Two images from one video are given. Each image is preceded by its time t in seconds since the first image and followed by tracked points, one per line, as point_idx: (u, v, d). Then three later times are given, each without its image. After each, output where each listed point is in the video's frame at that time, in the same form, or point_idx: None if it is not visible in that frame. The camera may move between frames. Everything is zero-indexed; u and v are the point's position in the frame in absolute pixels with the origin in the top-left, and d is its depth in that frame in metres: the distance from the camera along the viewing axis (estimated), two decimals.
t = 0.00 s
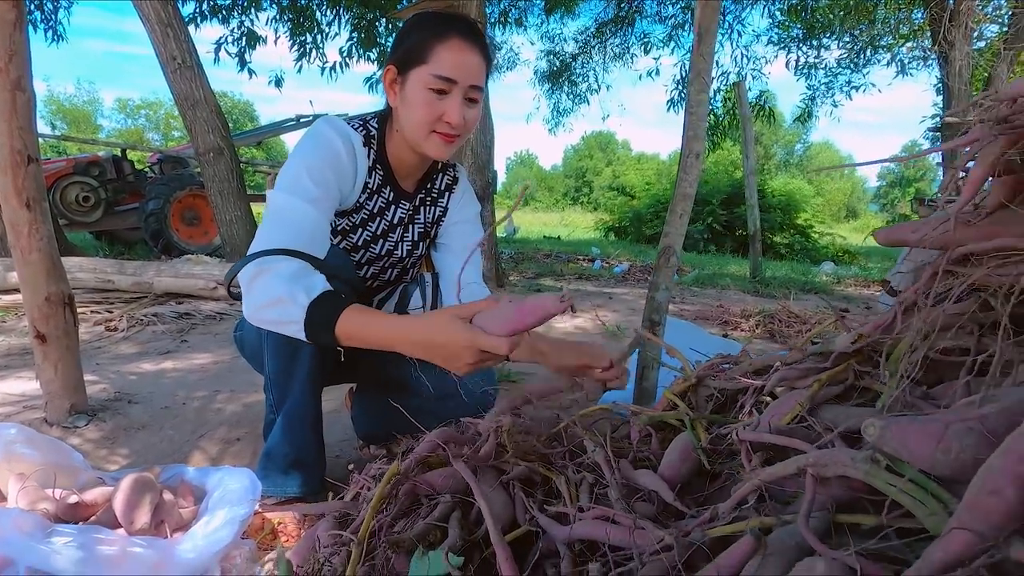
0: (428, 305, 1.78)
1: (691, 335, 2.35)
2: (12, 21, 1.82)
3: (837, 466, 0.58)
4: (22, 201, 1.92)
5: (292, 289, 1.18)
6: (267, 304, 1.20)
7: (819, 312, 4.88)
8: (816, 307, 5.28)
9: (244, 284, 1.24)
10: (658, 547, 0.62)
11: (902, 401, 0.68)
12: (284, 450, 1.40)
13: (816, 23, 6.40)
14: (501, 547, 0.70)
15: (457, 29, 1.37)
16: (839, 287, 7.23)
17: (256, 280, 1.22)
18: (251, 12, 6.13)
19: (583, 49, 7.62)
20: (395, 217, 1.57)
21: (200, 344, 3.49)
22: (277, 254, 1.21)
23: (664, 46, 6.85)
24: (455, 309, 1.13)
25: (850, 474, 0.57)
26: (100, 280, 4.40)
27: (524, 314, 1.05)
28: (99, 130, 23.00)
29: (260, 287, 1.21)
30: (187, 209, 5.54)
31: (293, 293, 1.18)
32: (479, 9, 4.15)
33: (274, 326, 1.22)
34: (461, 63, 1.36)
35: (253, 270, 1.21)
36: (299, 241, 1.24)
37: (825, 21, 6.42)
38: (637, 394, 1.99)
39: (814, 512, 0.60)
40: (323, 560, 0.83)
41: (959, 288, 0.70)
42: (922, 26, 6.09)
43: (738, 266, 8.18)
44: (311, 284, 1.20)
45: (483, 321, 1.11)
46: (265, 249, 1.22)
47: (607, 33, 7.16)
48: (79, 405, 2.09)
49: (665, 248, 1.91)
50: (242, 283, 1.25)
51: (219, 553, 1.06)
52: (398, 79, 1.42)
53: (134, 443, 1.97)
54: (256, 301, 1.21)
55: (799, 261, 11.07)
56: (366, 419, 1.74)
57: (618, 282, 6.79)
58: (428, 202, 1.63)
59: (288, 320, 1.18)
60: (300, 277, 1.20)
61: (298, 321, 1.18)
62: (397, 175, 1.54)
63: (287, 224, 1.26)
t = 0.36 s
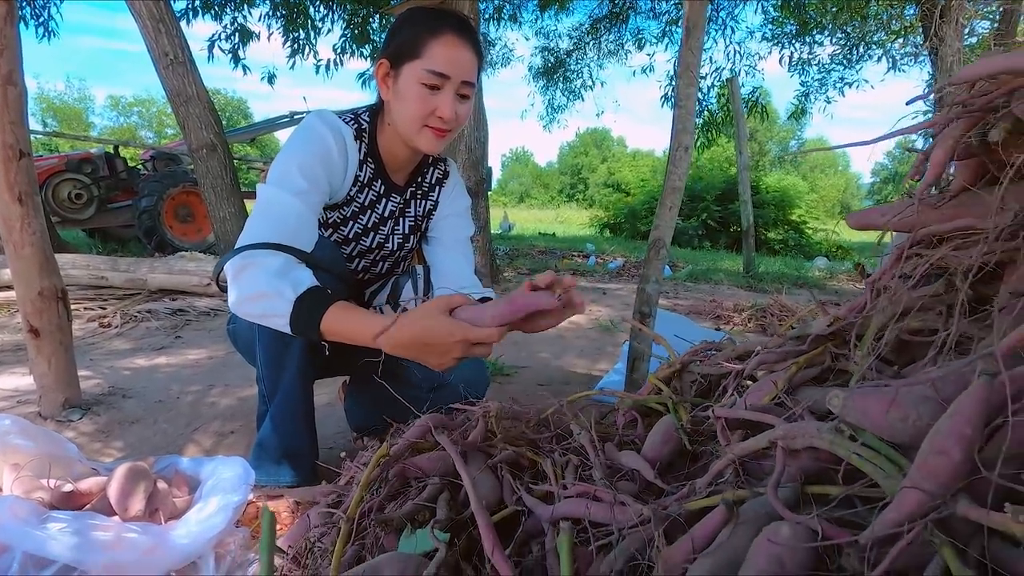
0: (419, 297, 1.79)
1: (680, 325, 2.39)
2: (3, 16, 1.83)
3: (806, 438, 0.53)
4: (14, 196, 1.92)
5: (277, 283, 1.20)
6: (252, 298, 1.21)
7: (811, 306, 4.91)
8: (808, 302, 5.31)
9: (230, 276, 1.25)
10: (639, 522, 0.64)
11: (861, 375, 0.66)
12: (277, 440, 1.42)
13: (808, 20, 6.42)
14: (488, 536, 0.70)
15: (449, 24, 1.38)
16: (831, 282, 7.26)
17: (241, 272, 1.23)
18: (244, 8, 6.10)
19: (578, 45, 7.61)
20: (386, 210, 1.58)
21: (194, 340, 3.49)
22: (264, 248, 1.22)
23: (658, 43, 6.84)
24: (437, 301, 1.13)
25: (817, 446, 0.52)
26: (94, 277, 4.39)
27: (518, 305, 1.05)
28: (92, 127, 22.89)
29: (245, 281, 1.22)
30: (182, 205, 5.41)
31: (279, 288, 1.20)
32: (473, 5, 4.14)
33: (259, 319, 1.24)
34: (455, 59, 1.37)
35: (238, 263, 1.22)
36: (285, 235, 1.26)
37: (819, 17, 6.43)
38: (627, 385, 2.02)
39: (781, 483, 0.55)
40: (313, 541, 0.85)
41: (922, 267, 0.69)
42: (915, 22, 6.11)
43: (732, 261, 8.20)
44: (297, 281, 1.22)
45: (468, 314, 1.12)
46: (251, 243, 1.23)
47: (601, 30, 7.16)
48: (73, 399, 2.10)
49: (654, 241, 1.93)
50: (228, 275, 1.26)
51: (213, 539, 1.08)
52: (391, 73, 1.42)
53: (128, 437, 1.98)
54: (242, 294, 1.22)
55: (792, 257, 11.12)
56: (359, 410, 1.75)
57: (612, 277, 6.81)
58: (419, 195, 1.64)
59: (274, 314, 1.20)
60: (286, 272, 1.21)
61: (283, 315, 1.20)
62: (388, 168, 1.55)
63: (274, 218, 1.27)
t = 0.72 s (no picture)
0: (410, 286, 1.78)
1: (670, 314, 2.40)
2: None
3: (778, 410, 0.54)
4: (3, 188, 1.91)
5: (264, 263, 1.21)
6: (239, 280, 1.22)
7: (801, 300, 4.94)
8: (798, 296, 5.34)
9: (220, 263, 1.26)
10: (618, 496, 0.65)
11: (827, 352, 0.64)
12: (268, 428, 1.43)
13: (801, 15, 6.41)
14: (469, 507, 0.67)
15: (440, 21, 1.36)
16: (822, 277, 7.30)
17: (228, 258, 1.24)
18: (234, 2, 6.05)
19: (571, 41, 7.59)
20: (377, 201, 1.57)
21: (185, 335, 3.48)
22: (250, 233, 1.23)
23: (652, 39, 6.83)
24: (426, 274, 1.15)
25: (788, 417, 0.53)
26: (84, 272, 4.36)
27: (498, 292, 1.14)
28: (82, 122, 22.65)
29: (233, 266, 1.23)
30: (173, 200, 5.37)
31: (265, 265, 1.21)
32: None
33: (247, 302, 1.25)
34: (445, 55, 1.36)
35: (226, 249, 1.23)
36: (273, 224, 1.26)
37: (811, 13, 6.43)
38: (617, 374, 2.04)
39: (754, 454, 0.56)
40: (301, 522, 0.87)
41: (892, 246, 0.69)
42: (906, 19, 6.12)
43: (724, 257, 8.23)
44: (282, 256, 1.23)
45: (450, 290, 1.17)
46: (239, 230, 1.24)
47: (594, 26, 7.14)
48: (63, 392, 2.10)
49: (644, 233, 1.95)
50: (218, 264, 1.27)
51: (204, 524, 1.09)
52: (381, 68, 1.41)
53: (119, 428, 1.99)
54: (230, 280, 1.23)
55: (785, 252, 11.17)
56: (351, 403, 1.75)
57: (605, 272, 6.83)
58: (410, 187, 1.63)
59: (261, 294, 1.21)
60: (272, 251, 1.22)
61: (269, 292, 1.21)
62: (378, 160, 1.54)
63: (263, 206, 1.27)
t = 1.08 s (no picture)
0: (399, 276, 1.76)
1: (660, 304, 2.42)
2: None
3: (751, 382, 0.56)
4: None
5: (248, 262, 1.22)
6: (223, 276, 1.24)
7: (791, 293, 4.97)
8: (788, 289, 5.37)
9: (202, 254, 1.26)
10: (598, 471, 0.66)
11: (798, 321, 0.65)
12: (258, 417, 1.44)
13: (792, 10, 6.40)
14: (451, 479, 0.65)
15: (424, 6, 1.35)
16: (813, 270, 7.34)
17: (211, 252, 1.24)
18: None
19: (564, 34, 7.56)
20: (365, 190, 1.56)
21: (176, 327, 3.46)
22: (234, 227, 1.23)
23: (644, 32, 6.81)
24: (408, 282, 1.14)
25: (760, 388, 0.55)
26: (72, 265, 4.32)
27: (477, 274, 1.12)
28: (69, 116, 22.36)
29: (215, 260, 1.23)
30: (162, 194, 5.31)
31: (248, 267, 1.22)
32: None
33: (231, 297, 1.26)
34: (428, 41, 1.34)
35: (208, 242, 1.23)
36: (256, 217, 1.26)
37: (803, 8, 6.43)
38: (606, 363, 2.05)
39: (730, 426, 0.58)
40: (289, 503, 0.88)
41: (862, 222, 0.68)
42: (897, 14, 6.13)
43: (716, 250, 8.25)
44: (266, 258, 1.24)
45: (432, 294, 1.16)
46: (222, 222, 1.25)
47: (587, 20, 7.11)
48: (53, 383, 2.10)
49: (632, 223, 1.96)
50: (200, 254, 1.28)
51: (194, 509, 1.09)
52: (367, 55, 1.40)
53: (109, 419, 1.99)
54: (213, 273, 1.24)
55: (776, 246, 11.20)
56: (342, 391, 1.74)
57: (596, 266, 6.83)
58: (399, 175, 1.62)
59: (244, 293, 1.23)
60: (255, 250, 1.23)
61: (253, 293, 1.23)
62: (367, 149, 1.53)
63: (247, 200, 1.27)
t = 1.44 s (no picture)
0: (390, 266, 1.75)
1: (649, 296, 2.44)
2: None
3: (728, 360, 0.58)
4: None
5: (235, 247, 1.22)
6: (212, 263, 1.23)
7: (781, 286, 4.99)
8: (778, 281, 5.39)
9: (192, 245, 1.27)
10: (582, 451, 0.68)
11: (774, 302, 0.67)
12: (251, 406, 1.45)
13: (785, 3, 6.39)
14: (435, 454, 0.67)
15: None
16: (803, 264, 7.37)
17: (200, 241, 1.24)
18: None
19: (556, 27, 7.52)
20: (355, 179, 1.55)
21: (165, 320, 3.44)
22: (221, 214, 1.23)
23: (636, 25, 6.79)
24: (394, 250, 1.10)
25: (738, 366, 0.57)
26: (60, 259, 4.28)
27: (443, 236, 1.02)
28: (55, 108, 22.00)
29: (204, 248, 1.24)
30: (151, 187, 5.25)
31: (235, 250, 1.22)
32: None
33: (222, 283, 1.26)
34: (406, 26, 1.31)
35: (196, 232, 1.24)
36: (242, 204, 1.26)
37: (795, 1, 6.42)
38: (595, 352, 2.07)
39: (709, 405, 0.59)
40: (279, 486, 0.89)
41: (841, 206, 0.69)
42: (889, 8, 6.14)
43: (707, 243, 8.26)
44: (252, 239, 1.23)
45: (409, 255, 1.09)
46: (210, 210, 1.24)
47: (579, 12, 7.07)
48: (41, 375, 2.09)
49: (621, 213, 1.98)
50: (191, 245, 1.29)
51: (185, 497, 1.10)
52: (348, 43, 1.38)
53: (99, 411, 1.98)
54: (203, 261, 1.24)
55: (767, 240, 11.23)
56: (331, 383, 1.72)
57: (588, 259, 6.84)
58: (390, 165, 1.61)
59: (234, 277, 1.23)
60: (242, 233, 1.23)
61: (243, 276, 1.22)
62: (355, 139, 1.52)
63: (232, 187, 1.26)
